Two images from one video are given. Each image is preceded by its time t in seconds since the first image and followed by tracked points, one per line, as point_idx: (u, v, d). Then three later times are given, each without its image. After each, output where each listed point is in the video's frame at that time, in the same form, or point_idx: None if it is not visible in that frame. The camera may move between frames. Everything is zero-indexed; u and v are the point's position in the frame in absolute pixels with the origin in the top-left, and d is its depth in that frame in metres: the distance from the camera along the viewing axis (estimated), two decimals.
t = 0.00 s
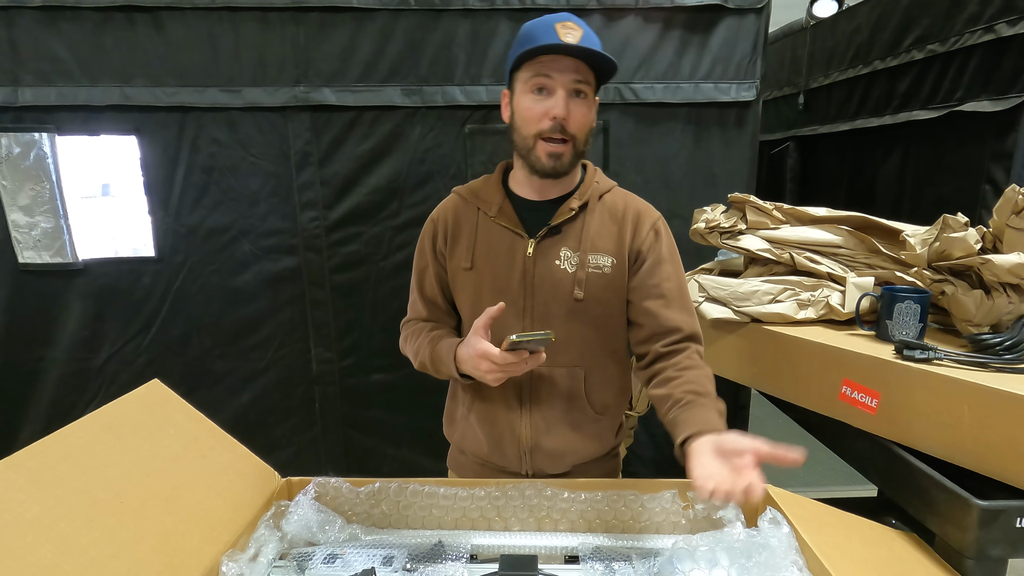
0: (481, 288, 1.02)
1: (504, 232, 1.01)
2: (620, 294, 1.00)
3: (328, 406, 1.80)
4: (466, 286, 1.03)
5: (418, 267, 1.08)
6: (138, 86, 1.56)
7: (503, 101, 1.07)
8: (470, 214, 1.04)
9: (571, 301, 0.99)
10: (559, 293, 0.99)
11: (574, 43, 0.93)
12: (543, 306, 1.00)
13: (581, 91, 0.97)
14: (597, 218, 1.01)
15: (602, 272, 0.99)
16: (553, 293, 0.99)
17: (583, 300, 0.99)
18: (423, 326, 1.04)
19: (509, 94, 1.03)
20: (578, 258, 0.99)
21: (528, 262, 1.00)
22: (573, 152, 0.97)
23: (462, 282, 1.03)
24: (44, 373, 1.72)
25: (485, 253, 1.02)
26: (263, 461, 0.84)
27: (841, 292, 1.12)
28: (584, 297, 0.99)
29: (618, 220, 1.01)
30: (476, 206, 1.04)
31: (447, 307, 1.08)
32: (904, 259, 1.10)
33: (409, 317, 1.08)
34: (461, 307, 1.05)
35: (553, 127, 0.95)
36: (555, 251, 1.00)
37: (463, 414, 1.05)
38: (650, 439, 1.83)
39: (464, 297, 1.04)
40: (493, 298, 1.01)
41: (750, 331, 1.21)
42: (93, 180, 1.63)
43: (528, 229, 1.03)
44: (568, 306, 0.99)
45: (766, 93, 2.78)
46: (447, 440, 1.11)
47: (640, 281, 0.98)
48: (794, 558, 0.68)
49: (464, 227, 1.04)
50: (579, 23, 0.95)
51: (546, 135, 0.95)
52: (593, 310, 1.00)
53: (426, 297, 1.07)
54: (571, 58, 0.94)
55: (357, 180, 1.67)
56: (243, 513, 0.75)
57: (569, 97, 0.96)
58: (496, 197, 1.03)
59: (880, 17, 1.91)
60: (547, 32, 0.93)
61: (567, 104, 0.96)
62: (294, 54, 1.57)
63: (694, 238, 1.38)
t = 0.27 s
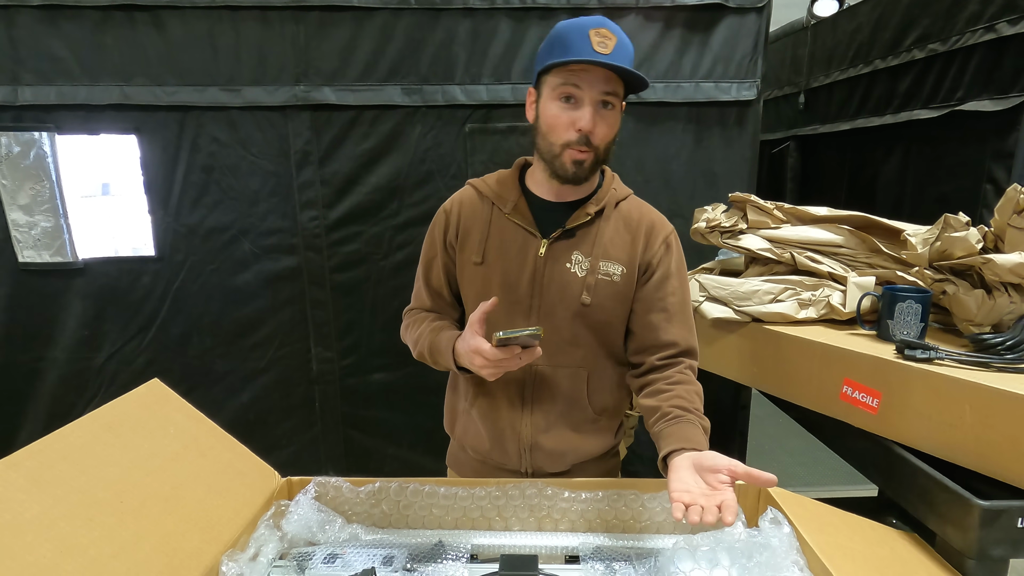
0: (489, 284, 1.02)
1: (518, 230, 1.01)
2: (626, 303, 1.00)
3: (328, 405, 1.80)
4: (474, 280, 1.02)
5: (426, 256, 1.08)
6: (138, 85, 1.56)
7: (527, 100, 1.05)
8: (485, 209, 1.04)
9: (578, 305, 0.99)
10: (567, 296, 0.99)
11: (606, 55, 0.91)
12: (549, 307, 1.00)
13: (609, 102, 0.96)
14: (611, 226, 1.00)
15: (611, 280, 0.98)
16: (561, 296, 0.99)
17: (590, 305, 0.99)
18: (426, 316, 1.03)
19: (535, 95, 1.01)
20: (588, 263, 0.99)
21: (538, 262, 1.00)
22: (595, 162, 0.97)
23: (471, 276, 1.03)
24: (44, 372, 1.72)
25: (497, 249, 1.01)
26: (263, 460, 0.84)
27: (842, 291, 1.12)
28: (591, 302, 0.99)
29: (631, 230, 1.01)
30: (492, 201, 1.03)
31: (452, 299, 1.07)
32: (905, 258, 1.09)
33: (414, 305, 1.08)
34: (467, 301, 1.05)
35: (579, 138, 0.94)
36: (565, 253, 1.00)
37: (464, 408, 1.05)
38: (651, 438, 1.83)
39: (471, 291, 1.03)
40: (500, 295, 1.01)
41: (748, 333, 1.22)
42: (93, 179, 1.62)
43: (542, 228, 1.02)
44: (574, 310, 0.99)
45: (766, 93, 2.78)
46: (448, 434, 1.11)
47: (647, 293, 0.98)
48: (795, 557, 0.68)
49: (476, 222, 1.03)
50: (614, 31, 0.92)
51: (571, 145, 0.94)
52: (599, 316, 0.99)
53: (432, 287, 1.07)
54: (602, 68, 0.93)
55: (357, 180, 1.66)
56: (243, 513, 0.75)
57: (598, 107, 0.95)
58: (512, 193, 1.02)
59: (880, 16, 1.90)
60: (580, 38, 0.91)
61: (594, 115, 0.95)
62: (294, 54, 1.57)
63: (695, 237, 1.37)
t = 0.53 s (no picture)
0: (496, 281, 1.02)
1: (528, 229, 1.01)
2: (632, 306, 1.00)
3: (328, 405, 1.80)
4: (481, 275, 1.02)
5: (432, 246, 1.06)
6: (137, 85, 1.56)
7: (545, 99, 1.05)
8: (496, 204, 1.03)
9: (584, 306, 0.99)
10: (574, 297, 1.00)
11: (628, 57, 0.92)
12: (556, 307, 1.00)
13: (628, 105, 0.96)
14: (621, 228, 1.01)
15: (618, 284, 0.99)
16: (568, 296, 1.00)
17: (596, 307, 0.99)
18: (426, 306, 1.02)
19: (553, 94, 1.02)
20: (597, 265, 1.00)
21: (547, 262, 1.00)
22: (610, 164, 0.97)
23: (477, 270, 1.02)
24: (43, 373, 1.72)
25: (506, 248, 1.01)
26: (263, 461, 0.84)
27: (842, 291, 1.12)
28: (597, 304, 0.99)
29: (641, 234, 1.01)
30: (503, 198, 1.03)
31: (454, 293, 1.07)
32: (905, 258, 1.09)
33: (412, 297, 1.07)
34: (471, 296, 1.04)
35: (595, 138, 0.94)
36: (574, 254, 1.00)
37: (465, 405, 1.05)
38: (650, 438, 1.83)
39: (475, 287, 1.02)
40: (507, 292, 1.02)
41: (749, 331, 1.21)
42: (92, 179, 1.62)
43: (552, 228, 1.03)
44: (581, 311, 0.99)
45: (766, 93, 2.78)
46: (449, 429, 1.11)
47: (654, 298, 0.99)
48: (795, 558, 0.68)
49: (487, 218, 1.03)
50: (637, 35, 0.94)
51: (587, 144, 0.95)
52: (604, 319, 1.00)
53: (434, 280, 1.06)
54: (624, 70, 0.94)
55: (357, 180, 1.66)
56: (242, 514, 0.74)
57: (616, 109, 0.95)
58: (524, 191, 1.03)
59: (880, 16, 1.90)
60: (604, 40, 0.92)
61: (613, 116, 0.95)
62: (294, 54, 1.57)
63: (695, 237, 1.37)
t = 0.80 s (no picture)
0: (494, 281, 1.01)
1: (523, 227, 1.01)
2: (632, 300, 1.00)
3: (329, 405, 1.80)
4: (480, 277, 1.02)
5: (428, 252, 1.06)
6: (138, 85, 1.56)
7: (534, 97, 1.06)
8: (490, 206, 1.04)
9: (585, 302, 0.99)
10: (574, 293, 1.00)
11: (614, 44, 0.92)
12: (556, 305, 1.00)
13: (616, 93, 0.97)
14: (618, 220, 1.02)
15: (618, 276, 0.99)
16: (568, 293, 1.00)
17: (597, 302, 0.99)
18: (426, 311, 1.03)
19: (543, 89, 1.02)
20: (596, 258, 0.99)
21: (545, 259, 1.00)
22: (601, 153, 0.96)
23: (475, 273, 1.02)
24: (44, 372, 1.72)
25: (503, 247, 1.02)
26: (265, 462, 0.84)
27: (844, 291, 1.12)
28: (599, 299, 0.99)
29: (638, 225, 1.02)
30: (497, 199, 1.03)
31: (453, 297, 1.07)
32: (907, 258, 1.09)
33: (412, 303, 1.07)
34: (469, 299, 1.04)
35: (586, 126, 0.94)
36: (572, 250, 1.00)
37: (465, 407, 1.05)
38: (652, 438, 1.83)
39: (474, 288, 1.02)
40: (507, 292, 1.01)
41: (752, 332, 1.21)
42: (93, 179, 1.62)
43: (547, 226, 1.03)
44: (582, 307, 0.99)
45: (767, 92, 2.77)
46: (449, 432, 1.11)
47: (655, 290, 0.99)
48: (797, 558, 0.68)
49: (481, 219, 1.03)
50: (621, 25, 0.95)
51: (577, 133, 0.94)
52: (606, 313, 0.99)
53: (433, 286, 1.06)
54: (610, 58, 0.94)
55: (357, 180, 1.66)
56: (244, 514, 0.74)
57: (605, 97, 0.95)
58: (517, 190, 1.03)
59: (882, 15, 1.90)
60: (589, 29, 0.92)
61: (602, 104, 0.95)
62: (294, 54, 1.57)
63: (695, 237, 1.37)
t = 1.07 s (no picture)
0: (484, 283, 1.01)
1: (509, 227, 1.00)
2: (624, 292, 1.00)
3: (330, 405, 1.80)
4: (469, 280, 1.01)
5: (415, 261, 1.07)
6: (139, 85, 1.56)
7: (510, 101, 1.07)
8: (474, 209, 1.03)
9: (577, 297, 0.99)
10: (565, 290, 0.99)
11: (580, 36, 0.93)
12: (548, 303, 0.99)
13: (588, 86, 0.97)
14: (604, 214, 1.01)
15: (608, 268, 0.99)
16: (560, 290, 0.99)
17: (590, 297, 0.99)
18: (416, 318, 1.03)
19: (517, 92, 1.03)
20: (585, 253, 0.99)
21: (534, 257, 0.99)
22: (579, 148, 0.96)
23: (465, 277, 1.01)
24: (46, 372, 1.73)
25: (489, 248, 1.01)
26: (266, 462, 0.84)
27: (845, 291, 1.12)
28: (591, 293, 0.99)
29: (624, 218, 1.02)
30: (481, 201, 1.03)
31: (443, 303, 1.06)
32: (908, 257, 1.09)
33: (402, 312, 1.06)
34: (460, 304, 1.04)
35: (560, 120, 0.94)
36: (561, 246, 1.00)
37: (460, 412, 1.05)
38: (653, 438, 1.83)
39: (464, 292, 1.02)
40: (496, 294, 1.00)
41: (752, 332, 1.21)
42: (94, 179, 1.63)
43: (534, 225, 1.03)
44: (575, 303, 0.99)
45: (768, 91, 2.77)
46: (445, 438, 1.10)
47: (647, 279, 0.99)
48: (798, 558, 0.68)
49: (466, 222, 1.03)
50: (586, 19, 0.96)
51: (552, 129, 0.95)
52: (599, 308, 1.00)
53: (422, 295, 1.06)
54: (577, 52, 0.95)
55: (358, 180, 1.66)
56: (245, 514, 0.74)
57: (577, 92, 0.95)
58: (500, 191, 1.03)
59: (883, 14, 1.90)
60: (554, 27, 0.93)
61: (574, 98, 0.96)
62: (295, 53, 1.57)
63: (697, 237, 1.37)
